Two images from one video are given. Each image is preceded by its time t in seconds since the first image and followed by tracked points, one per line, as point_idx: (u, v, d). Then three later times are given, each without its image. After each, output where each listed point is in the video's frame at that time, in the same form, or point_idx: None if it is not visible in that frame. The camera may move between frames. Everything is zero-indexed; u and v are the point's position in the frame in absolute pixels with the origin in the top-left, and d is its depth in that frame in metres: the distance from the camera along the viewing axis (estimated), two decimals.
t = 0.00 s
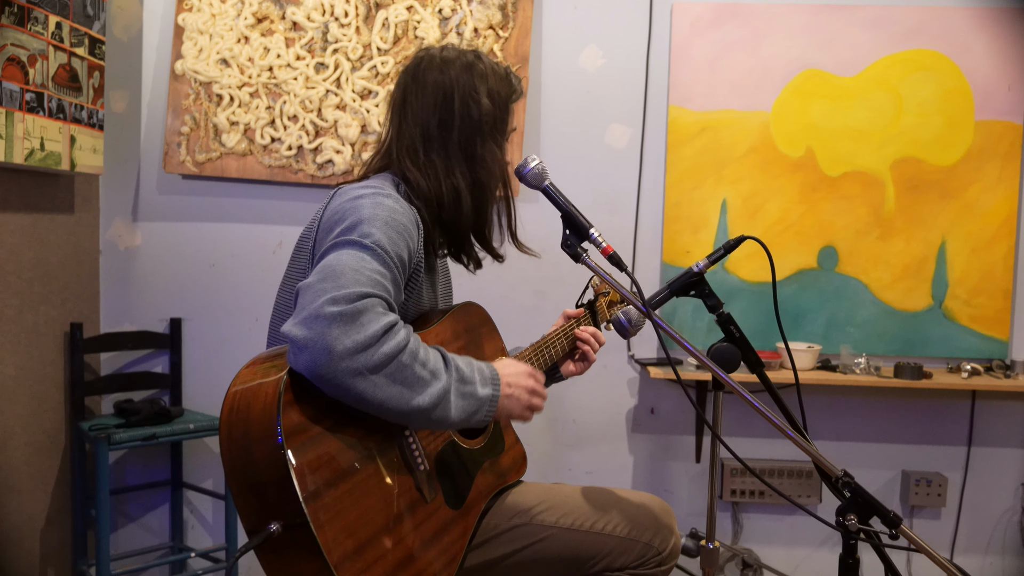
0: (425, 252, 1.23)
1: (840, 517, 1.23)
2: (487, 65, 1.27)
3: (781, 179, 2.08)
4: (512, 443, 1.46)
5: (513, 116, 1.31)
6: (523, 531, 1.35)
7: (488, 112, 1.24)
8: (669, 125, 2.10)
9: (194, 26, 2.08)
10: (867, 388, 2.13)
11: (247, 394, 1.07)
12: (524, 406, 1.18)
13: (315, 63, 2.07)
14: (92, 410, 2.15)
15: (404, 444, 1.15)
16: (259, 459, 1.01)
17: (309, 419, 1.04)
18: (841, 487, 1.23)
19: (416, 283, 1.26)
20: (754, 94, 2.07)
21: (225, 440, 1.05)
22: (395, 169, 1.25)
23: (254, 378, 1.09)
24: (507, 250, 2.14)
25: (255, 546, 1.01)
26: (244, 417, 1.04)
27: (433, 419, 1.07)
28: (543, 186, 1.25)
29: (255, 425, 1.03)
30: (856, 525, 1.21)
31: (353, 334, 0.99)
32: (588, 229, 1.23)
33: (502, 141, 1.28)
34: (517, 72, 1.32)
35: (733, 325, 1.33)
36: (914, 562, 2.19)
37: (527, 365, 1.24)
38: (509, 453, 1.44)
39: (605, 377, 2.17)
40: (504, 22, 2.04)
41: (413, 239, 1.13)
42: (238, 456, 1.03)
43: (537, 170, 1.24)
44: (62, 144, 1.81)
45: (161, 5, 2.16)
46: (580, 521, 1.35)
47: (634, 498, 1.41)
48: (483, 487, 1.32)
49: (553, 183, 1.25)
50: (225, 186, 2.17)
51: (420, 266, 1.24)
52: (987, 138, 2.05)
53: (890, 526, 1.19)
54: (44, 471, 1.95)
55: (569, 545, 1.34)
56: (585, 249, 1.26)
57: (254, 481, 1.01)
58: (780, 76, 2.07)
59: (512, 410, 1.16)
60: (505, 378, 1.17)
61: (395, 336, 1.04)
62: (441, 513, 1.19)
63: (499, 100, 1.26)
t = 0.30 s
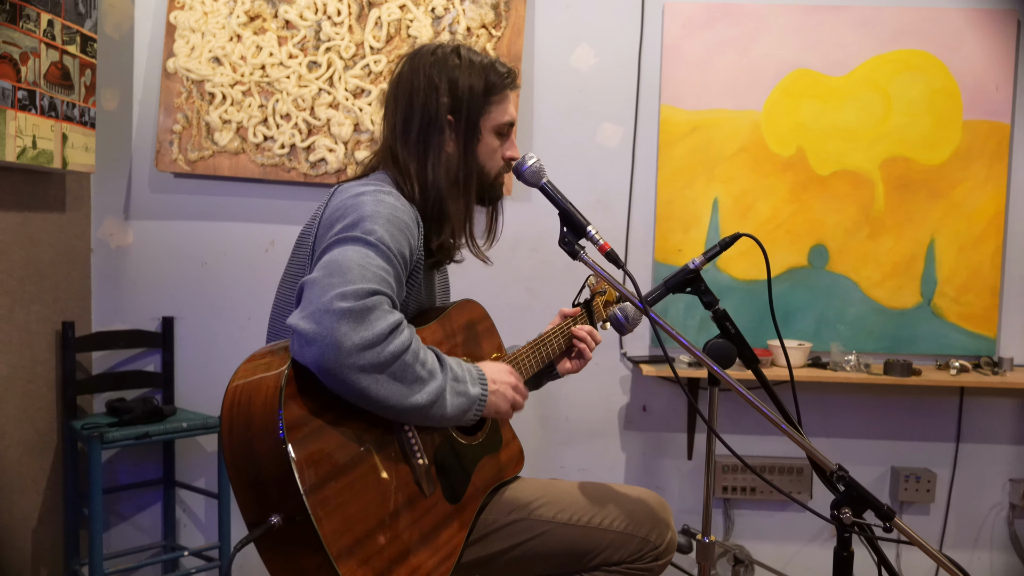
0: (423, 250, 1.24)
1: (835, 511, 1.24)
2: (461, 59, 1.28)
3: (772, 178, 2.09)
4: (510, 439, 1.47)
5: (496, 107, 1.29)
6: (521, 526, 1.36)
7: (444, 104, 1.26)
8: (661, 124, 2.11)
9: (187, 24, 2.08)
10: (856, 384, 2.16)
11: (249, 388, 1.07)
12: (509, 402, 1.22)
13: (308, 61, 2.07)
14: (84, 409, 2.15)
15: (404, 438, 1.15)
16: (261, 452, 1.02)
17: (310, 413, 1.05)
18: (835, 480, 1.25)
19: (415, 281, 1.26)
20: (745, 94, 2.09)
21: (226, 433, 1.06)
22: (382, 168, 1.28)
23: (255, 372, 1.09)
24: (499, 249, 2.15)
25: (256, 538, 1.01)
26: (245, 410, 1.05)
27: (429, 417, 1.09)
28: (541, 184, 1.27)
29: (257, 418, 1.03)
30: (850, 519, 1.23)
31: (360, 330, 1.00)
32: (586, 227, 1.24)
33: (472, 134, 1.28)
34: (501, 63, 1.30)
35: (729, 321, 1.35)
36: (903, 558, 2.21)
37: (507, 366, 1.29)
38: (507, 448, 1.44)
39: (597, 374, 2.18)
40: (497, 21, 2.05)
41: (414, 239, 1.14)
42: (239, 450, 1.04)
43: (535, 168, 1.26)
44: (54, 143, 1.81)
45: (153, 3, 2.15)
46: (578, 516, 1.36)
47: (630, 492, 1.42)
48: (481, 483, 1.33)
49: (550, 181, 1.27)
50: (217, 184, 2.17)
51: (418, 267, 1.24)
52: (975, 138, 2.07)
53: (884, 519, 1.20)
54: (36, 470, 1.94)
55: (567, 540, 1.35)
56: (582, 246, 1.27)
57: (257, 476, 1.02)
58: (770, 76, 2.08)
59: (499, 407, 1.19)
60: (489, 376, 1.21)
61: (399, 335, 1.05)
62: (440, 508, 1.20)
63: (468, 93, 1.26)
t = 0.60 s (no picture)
0: (420, 249, 1.24)
1: (831, 506, 1.25)
2: (448, 59, 1.28)
3: (764, 176, 2.10)
4: (508, 436, 1.47)
5: (485, 108, 1.29)
6: (519, 522, 1.36)
7: (428, 110, 1.26)
8: (654, 122, 2.11)
9: (179, 22, 2.07)
10: (849, 382, 2.17)
11: (248, 384, 1.06)
12: (508, 401, 1.22)
13: (301, 59, 2.07)
14: (75, 408, 2.14)
15: (402, 435, 1.15)
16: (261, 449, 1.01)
17: (310, 410, 1.05)
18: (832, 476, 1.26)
19: (413, 279, 1.26)
20: (738, 92, 2.09)
21: (225, 430, 1.05)
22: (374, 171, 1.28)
23: (254, 369, 1.09)
24: (493, 247, 2.15)
25: (255, 535, 1.01)
26: (244, 407, 1.04)
27: (427, 414, 1.09)
28: (538, 181, 1.27)
29: (257, 415, 1.03)
30: (847, 514, 1.23)
31: (357, 327, 1.00)
32: (583, 224, 1.24)
33: (462, 136, 1.27)
34: (490, 61, 1.30)
35: (725, 318, 1.35)
36: (895, 554, 2.22)
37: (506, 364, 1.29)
38: (506, 446, 1.45)
39: (591, 372, 2.19)
40: (490, 19, 2.04)
41: (411, 235, 1.14)
42: (239, 447, 1.03)
43: (532, 166, 1.25)
44: (45, 140, 1.80)
45: None
46: (576, 512, 1.36)
47: (628, 490, 1.42)
48: (479, 480, 1.32)
49: (547, 179, 1.27)
50: (209, 182, 2.16)
51: (415, 265, 1.24)
52: (966, 137, 2.08)
53: (881, 515, 1.22)
54: (27, 470, 1.93)
55: (565, 537, 1.35)
56: (580, 243, 1.27)
57: (256, 472, 1.02)
58: (763, 75, 2.09)
59: (498, 405, 1.20)
60: (490, 374, 1.21)
61: (397, 332, 1.05)
62: (438, 506, 1.20)
63: (457, 95, 1.26)
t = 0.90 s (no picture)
0: (415, 252, 1.23)
1: (829, 506, 1.25)
2: (441, 61, 1.27)
3: (758, 175, 2.10)
4: (505, 436, 1.47)
5: (481, 110, 1.28)
6: (517, 523, 1.35)
7: (423, 115, 1.25)
8: (648, 122, 2.11)
9: (170, 20, 2.06)
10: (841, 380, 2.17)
11: (242, 386, 1.06)
12: (502, 409, 1.21)
13: (294, 57, 2.06)
14: (66, 408, 2.12)
15: (398, 436, 1.15)
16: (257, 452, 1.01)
17: (304, 412, 1.04)
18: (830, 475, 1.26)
19: (408, 281, 1.25)
20: (731, 91, 2.10)
21: (219, 432, 1.04)
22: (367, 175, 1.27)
23: (248, 371, 1.09)
24: (486, 246, 2.15)
25: (251, 538, 1.00)
26: (239, 409, 1.04)
27: (421, 416, 1.08)
28: (535, 180, 1.26)
29: (251, 417, 1.02)
30: (844, 513, 1.24)
31: (348, 328, 0.99)
32: (581, 223, 1.24)
33: (458, 139, 1.27)
34: (483, 63, 1.29)
35: (722, 317, 1.36)
36: (888, 552, 2.23)
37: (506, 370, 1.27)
38: (503, 447, 1.44)
39: (585, 371, 2.18)
40: (484, 18, 2.04)
41: (405, 237, 1.14)
42: (233, 448, 1.02)
43: (529, 165, 1.25)
44: (36, 139, 1.78)
45: None
46: (574, 512, 1.36)
47: (625, 490, 1.42)
48: (476, 480, 1.32)
49: (544, 178, 1.26)
50: (201, 181, 2.15)
51: (410, 266, 1.24)
52: (958, 136, 2.09)
53: (878, 514, 1.22)
54: (18, 471, 1.92)
55: (563, 537, 1.35)
56: (577, 242, 1.27)
57: (251, 473, 1.01)
58: (756, 74, 2.09)
59: (491, 412, 1.18)
60: (487, 381, 1.20)
61: (390, 332, 1.04)
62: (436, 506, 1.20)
63: (451, 99, 1.26)
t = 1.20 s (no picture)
0: (411, 253, 1.23)
1: (824, 504, 1.26)
2: (436, 64, 1.26)
3: (749, 175, 2.11)
4: (500, 436, 1.47)
5: (477, 112, 1.28)
6: (513, 523, 1.35)
7: (418, 120, 1.25)
8: (640, 121, 2.12)
9: (161, 19, 2.05)
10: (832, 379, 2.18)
11: (237, 390, 1.05)
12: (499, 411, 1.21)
13: (285, 57, 2.05)
14: (56, 410, 2.11)
15: (394, 439, 1.15)
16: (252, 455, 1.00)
17: (299, 415, 1.04)
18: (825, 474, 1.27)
19: (404, 282, 1.25)
20: (723, 91, 2.10)
21: (214, 435, 1.04)
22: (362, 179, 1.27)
23: (242, 374, 1.08)
24: (479, 245, 2.15)
25: (246, 543, 0.99)
26: (234, 414, 1.03)
27: (419, 418, 1.08)
28: (531, 180, 1.26)
29: (246, 421, 1.01)
30: (839, 512, 1.24)
31: (344, 331, 0.99)
32: (576, 223, 1.24)
33: (455, 143, 1.27)
34: (478, 64, 1.29)
35: (717, 317, 1.36)
36: (879, 550, 2.24)
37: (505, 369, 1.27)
38: (498, 447, 1.44)
39: (577, 371, 2.19)
40: (476, 17, 2.04)
41: (400, 238, 1.13)
42: (228, 452, 1.02)
43: (524, 165, 1.26)
44: (25, 138, 1.77)
45: None
46: (570, 512, 1.36)
47: (621, 489, 1.42)
48: (472, 481, 1.32)
49: (540, 178, 1.27)
50: (192, 181, 2.14)
51: (406, 268, 1.24)
52: (948, 136, 2.10)
53: (873, 513, 1.22)
54: (7, 473, 1.91)
55: (559, 537, 1.35)
56: (572, 243, 1.27)
57: (246, 476, 1.00)
58: (747, 74, 2.10)
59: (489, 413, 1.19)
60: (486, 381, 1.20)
61: (386, 335, 1.04)
62: (432, 508, 1.20)
63: (447, 103, 1.26)
